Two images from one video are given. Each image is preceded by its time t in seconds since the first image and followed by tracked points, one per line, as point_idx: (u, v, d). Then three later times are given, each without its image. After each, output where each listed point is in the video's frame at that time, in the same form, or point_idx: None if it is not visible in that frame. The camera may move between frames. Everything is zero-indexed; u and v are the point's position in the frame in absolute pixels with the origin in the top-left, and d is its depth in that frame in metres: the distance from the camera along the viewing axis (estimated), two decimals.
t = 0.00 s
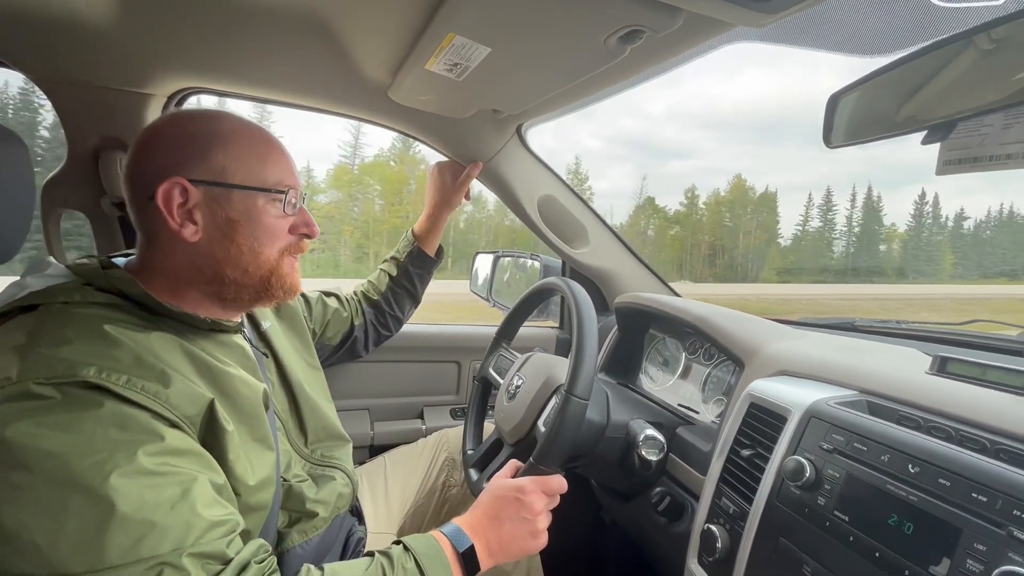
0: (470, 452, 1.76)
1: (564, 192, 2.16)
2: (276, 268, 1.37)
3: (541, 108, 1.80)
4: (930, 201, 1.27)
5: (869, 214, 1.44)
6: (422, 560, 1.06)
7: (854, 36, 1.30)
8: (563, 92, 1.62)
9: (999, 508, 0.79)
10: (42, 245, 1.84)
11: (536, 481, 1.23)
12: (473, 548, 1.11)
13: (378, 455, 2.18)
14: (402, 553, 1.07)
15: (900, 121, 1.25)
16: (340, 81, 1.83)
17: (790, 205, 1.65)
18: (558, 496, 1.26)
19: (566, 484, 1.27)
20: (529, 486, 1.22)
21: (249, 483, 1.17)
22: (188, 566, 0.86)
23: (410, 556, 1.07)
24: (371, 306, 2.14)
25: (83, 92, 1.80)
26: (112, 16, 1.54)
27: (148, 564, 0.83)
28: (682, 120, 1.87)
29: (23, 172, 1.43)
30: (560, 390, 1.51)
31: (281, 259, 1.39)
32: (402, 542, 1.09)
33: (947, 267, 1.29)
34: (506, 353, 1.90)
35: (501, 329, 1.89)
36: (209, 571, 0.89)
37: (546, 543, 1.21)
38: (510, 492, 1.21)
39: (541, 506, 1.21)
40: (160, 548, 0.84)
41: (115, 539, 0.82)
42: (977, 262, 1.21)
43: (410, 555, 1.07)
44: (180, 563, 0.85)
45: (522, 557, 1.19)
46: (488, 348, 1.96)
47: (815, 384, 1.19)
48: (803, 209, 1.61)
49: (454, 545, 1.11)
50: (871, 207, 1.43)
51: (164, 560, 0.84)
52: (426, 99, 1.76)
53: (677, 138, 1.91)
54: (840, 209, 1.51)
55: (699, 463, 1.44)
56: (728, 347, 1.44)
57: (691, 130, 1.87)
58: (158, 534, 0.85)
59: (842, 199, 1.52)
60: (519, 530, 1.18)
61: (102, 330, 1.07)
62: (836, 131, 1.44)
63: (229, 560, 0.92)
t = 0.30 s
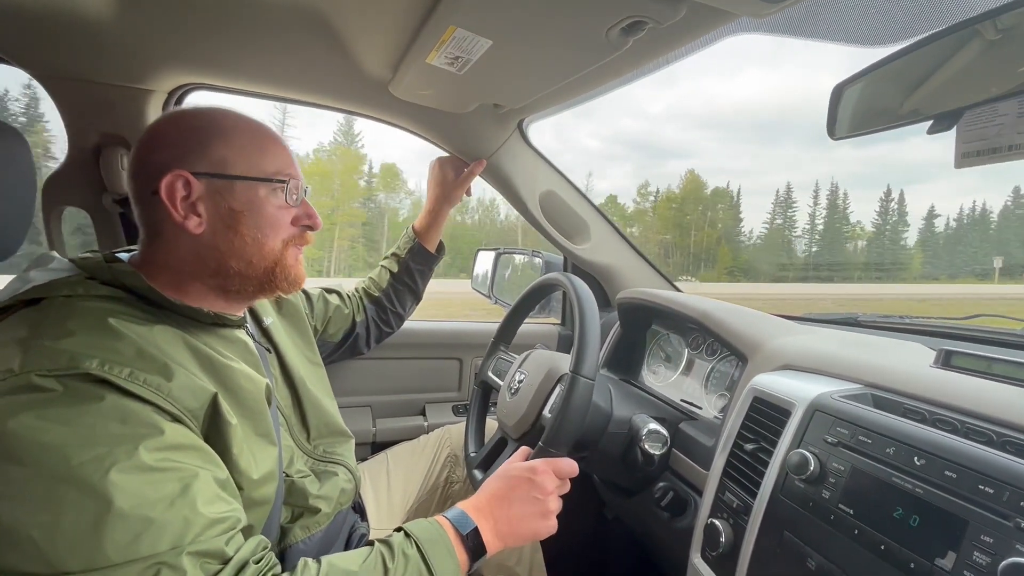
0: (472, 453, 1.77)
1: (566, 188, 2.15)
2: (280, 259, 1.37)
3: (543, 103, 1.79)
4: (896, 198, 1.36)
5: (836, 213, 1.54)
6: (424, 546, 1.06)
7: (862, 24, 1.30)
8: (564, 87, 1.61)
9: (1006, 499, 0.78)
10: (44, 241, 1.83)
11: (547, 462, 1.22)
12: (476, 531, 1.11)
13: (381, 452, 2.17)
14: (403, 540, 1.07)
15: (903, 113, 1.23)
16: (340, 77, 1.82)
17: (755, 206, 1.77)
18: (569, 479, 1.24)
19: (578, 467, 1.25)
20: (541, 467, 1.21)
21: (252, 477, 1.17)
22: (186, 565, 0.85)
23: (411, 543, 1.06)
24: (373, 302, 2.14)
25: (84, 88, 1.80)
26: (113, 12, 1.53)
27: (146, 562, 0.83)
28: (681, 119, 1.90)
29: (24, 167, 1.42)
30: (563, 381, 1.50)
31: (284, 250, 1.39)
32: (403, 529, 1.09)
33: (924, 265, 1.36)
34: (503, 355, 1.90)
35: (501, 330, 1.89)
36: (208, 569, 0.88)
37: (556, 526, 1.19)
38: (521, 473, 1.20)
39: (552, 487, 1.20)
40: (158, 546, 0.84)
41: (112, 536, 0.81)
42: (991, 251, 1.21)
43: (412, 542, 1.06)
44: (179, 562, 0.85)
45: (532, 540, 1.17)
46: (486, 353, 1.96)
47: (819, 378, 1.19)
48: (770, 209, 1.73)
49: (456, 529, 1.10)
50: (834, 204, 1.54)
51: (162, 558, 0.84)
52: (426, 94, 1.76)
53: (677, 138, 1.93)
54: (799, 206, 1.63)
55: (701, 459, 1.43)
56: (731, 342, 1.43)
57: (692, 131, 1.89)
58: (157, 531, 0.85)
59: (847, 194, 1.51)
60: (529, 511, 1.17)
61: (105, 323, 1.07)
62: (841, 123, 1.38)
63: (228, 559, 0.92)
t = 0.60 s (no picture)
0: (472, 453, 1.77)
1: (565, 188, 2.16)
2: (273, 258, 1.36)
3: (543, 102, 1.79)
4: (859, 196, 1.44)
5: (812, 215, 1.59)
6: (423, 543, 1.06)
7: (861, 22, 1.29)
8: (563, 86, 1.61)
9: (1005, 498, 0.78)
10: (44, 242, 1.83)
11: (546, 461, 1.23)
12: (474, 528, 1.11)
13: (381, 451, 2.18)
14: (403, 537, 1.07)
15: (902, 113, 1.23)
16: (339, 77, 1.83)
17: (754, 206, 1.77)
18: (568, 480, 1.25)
19: (577, 467, 1.25)
20: (540, 466, 1.21)
21: (251, 476, 1.17)
22: (186, 563, 0.86)
23: (410, 541, 1.06)
24: (373, 302, 2.14)
25: (84, 88, 1.80)
26: (113, 12, 1.53)
27: (145, 560, 0.83)
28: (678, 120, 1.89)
29: (24, 167, 1.43)
30: (563, 380, 1.50)
31: (278, 247, 1.38)
32: (402, 526, 1.09)
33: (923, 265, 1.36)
34: (504, 354, 1.90)
35: (501, 328, 1.89)
36: (208, 567, 0.88)
37: (554, 525, 1.20)
38: (521, 471, 1.21)
39: (552, 486, 1.21)
40: (158, 544, 0.84)
41: (111, 535, 0.82)
42: (987, 254, 1.20)
43: (411, 540, 1.06)
44: (179, 560, 0.85)
45: (529, 539, 1.18)
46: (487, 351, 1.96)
47: (818, 377, 1.19)
48: (746, 210, 1.80)
49: (454, 525, 1.10)
50: (791, 201, 1.64)
51: (162, 556, 0.84)
52: (426, 93, 1.76)
53: (678, 138, 1.93)
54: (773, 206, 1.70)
55: (702, 457, 1.43)
56: (731, 341, 1.43)
57: (690, 130, 1.90)
58: (156, 530, 0.85)
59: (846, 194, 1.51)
60: (528, 509, 1.17)
61: (103, 323, 1.07)
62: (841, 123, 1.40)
63: (228, 557, 0.92)
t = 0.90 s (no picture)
0: (475, 447, 1.77)
1: (568, 186, 2.16)
2: (256, 259, 1.32)
3: (547, 100, 1.79)
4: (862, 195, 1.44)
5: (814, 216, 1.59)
6: (427, 546, 1.06)
7: (866, 19, 1.29)
8: (567, 84, 1.61)
9: (1009, 497, 0.79)
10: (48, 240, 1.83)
11: (542, 467, 1.24)
12: (475, 531, 1.12)
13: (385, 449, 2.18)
14: (408, 539, 1.07)
15: (906, 113, 1.24)
16: (343, 75, 1.82)
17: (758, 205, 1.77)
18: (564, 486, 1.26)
19: (573, 474, 1.27)
20: (535, 471, 1.22)
21: (256, 473, 1.18)
22: (194, 558, 0.86)
23: (415, 542, 1.07)
24: (376, 300, 2.14)
25: (88, 86, 1.81)
26: (118, 9, 1.53)
27: (154, 556, 0.83)
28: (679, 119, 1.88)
29: (30, 165, 1.43)
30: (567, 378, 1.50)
31: (262, 248, 1.34)
32: (407, 529, 1.10)
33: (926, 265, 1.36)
34: (508, 349, 1.90)
35: (504, 325, 1.90)
36: (216, 562, 0.89)
37: (550, 531, 1.20)
38: (515, 476, 1.22)
39: (547, 493, 1.21)
40: (166, 540, 0.85)
41: (119, 530, 0.82)
42: (993, 253, 1.21)
43: (416, 541, 1.07)
44: (187, 555, 0.86)
45: (525, 545, 1.18)
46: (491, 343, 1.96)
47: (822, 376, 1.19)
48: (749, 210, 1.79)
49: (456, 529, 1.11)
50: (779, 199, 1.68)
51: (170, 551, 0.84)
52: (430, 91, 1.76)
53: (676, 139, 1.92)
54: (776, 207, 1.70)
55: (705, 456, 1.43)
56: (735, 340, 1.43)
57: (687, 130, 1.88)
58: (165, 525, 0.86)
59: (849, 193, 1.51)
60: (523, 515, 1.18)
61: (108, 321, 1.08)
62: (846, 121, 1.40)
63: (236, 552, 0.93)
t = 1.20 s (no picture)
0: (478, 453, 1.77)
1: (571, 191, 2.16)
2: (199, 284, 1.27)
3: (550, 107, 1.80)
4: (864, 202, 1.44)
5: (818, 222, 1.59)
6: (430, 549, 1.06)
7: (871, 29, 1.30)
8: (571, 92, 1.62)
9: (1014, 511, 0.79)
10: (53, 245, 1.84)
11: (548, 470, 1.23)
12: (479, 534, 1.12)
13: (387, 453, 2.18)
14: (410, 543, 1.07)
15: (911, 120, 1.22)
16: (348, 81, 1.83)
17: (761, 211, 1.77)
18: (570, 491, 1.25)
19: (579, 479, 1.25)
20: (541, 475, 1.22)
21: (259, 481, 1.18)
22: (198, 567, 0.87)
23: (418, 546, 1.07)
24: (379, 303, 2.14)
25: (94, 91, 1.81)
26: (124, 16, 1.54)
27: (158, 566, 0.84)
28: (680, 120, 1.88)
29: (36, 171, 1.43)
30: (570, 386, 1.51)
31: (207, 274, 1.27)
32: (410, 532, 1.10)
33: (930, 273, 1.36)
34: (512, 354, 1.90)
35: (507, 329, 1.90)
36: (220, 571, 0.90)
37: (554, 534, 1.20)
38: (521, 479, 1.22)
39: (551, 497, 1.21)
40: (170, 550, 0.85)
41: (124, 541, 0.83)
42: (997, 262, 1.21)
43: (418, 545, 1.07)
44: (191, 565, 0.86)
45: (529, 547, 1.19)
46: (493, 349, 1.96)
47: (825, 385, 1.19)
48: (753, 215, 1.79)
49: (460, 532, 1.11)
50: (784, 205, 1.67)
51: (174, 561, 0.85)
52: (434, 97, 1.76)
53: (678, 142, 1.92)
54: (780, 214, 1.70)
55: (708, 463, 1.43)
56: (738, 347, 1.43)
57: (690, 133, 1.88)
58: (169, 535, 0.86)
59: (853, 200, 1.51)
60: (527, 518, 1.18)
61: (109, 331, 1.08)
62: (850, 131, 1.39)
63: (239, 561, 0.93)
